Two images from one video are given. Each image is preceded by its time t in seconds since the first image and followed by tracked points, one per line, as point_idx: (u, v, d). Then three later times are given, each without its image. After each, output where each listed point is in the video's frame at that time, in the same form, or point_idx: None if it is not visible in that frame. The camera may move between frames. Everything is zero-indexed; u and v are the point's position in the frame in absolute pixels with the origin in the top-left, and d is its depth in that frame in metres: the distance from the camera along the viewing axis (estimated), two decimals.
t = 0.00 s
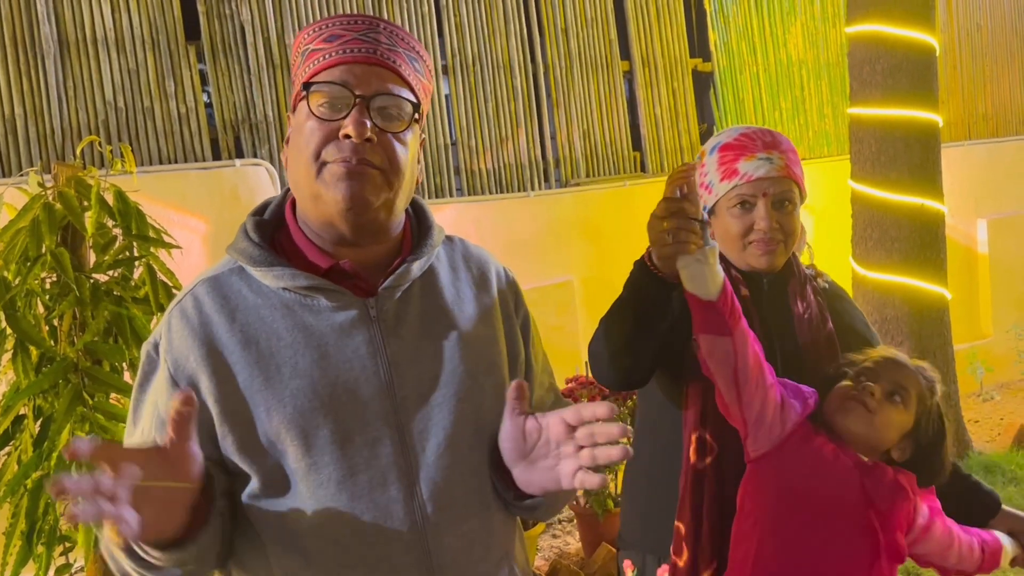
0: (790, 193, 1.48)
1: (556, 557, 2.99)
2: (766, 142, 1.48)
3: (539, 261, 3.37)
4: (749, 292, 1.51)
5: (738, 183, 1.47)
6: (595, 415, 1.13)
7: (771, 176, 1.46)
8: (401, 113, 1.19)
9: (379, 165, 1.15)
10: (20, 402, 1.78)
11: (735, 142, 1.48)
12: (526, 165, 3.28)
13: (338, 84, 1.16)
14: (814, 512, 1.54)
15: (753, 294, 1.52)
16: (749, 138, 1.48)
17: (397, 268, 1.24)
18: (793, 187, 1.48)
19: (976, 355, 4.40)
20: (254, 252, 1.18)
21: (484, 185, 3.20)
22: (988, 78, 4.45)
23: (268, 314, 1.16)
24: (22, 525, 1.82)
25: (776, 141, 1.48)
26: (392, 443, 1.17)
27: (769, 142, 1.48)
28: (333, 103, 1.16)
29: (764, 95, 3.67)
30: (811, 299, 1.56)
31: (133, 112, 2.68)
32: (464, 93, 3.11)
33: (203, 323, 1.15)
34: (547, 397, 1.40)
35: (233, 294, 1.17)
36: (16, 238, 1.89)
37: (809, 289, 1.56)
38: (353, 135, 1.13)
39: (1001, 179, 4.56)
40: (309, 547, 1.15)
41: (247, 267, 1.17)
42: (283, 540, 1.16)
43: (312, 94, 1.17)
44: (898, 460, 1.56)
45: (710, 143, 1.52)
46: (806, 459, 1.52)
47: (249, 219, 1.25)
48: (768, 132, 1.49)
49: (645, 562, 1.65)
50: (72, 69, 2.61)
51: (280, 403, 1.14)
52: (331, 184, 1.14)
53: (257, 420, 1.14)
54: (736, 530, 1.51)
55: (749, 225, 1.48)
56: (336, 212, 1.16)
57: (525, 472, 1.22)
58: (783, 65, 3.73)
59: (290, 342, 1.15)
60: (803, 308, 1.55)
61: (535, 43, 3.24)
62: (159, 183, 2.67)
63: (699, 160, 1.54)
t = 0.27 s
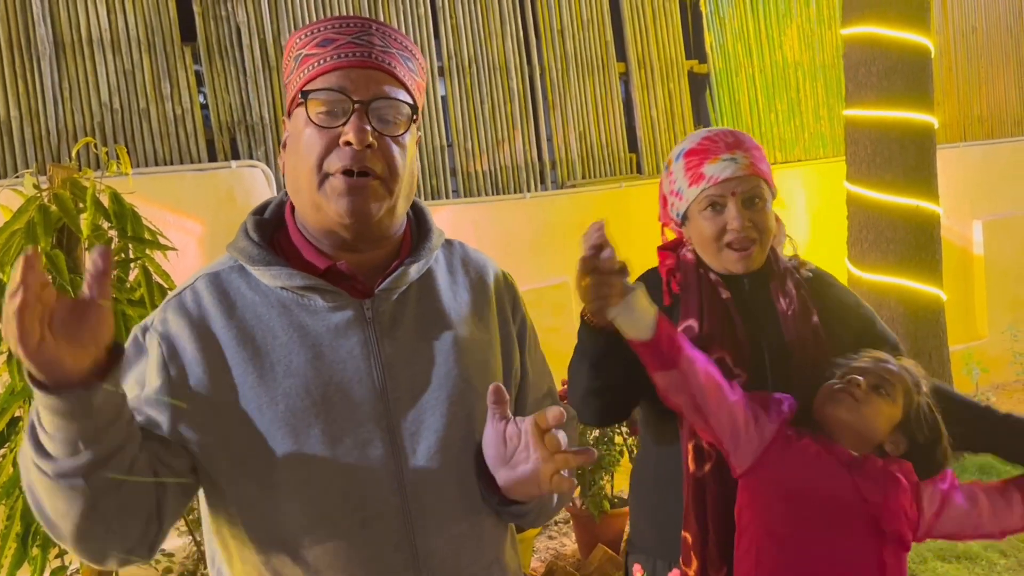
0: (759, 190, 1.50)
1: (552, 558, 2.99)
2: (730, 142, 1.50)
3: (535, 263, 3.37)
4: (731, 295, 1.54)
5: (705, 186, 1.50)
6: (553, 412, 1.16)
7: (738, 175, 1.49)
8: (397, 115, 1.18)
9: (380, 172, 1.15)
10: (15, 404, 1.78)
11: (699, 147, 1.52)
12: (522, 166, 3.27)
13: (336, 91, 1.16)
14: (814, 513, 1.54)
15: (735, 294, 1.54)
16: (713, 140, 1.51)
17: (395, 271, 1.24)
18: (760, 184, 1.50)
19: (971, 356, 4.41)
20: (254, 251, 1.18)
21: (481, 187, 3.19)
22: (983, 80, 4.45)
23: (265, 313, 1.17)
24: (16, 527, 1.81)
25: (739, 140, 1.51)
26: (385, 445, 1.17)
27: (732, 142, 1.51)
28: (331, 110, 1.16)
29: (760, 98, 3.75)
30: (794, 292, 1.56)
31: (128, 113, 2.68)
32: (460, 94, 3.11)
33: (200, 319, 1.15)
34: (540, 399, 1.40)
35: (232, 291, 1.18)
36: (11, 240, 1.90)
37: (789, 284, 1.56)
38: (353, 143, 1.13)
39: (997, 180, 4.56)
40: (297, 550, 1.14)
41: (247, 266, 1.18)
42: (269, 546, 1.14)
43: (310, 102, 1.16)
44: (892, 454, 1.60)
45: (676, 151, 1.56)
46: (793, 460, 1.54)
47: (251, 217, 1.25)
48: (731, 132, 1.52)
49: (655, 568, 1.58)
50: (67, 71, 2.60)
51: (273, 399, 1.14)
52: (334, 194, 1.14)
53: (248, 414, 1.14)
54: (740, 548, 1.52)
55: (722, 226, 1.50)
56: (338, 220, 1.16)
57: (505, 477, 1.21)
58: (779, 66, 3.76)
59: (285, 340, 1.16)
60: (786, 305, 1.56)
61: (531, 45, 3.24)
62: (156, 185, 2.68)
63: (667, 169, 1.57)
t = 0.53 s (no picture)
0: (709, 204, 1.50)
1: (548, 559, 2.99)
2: (676, 158, 1.51)
3: (531, 264, 3.37)
4: (686, 313, 1.54)
5: (655, 204, 1.51)
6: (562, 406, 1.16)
7: (686, 190, 1.49)
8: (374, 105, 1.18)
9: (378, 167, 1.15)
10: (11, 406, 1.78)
11: (648, 165, 1.53)
12: (519, 168, 3.27)
13: (310, 97, 1.13)
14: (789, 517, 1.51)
15: (690, 312, 1.54)
16: (659, 158, 1.52)
17: (386, 272, 1.23)
18: (710, 198, 1.50)
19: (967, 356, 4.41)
20: (244, 253, 1.18)
21: (478, 188, 3.19)
22: (978, 81, 4.47)
23: (256, 315, 1.16)
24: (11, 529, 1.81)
25: (686, 156, 1.52)
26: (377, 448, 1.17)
27: (680, 158, 1.52)
28: (311, 117, 1.14)
29: (756, 99, 3.76)
30: (748, 295, 1.51)
31: (124, 114, 2.67)
32: (456, 96, 3.11)
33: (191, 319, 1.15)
34: (532, 400, 1.40)
35: (225, 294, 1.18)
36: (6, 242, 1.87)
37: (741, 286, 1.52)
38: (348, 144, 1.12)
39: (992, 181, 4.57)
40: (288, 555, 1.14)
41: (237, 268, 1.18)
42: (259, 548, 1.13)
43: (290, 114, 1.13)
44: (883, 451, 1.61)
45: (628, 171, 1.58)
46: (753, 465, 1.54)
47: (241, 219, 1.26)
48: (679, 149, 1.53)
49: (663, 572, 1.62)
50: (63, 72, 2.60)
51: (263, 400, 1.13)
52: (337, 198, 1.12)
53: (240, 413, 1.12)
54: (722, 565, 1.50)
55: (674, 243, 1.50)
56: (342, 224, 1.13)
57: (508, 477, 1.24)
58: (774, 68, 3.78)
59: (276, 343, 1.15)
60: (738, 310, 1.51)
61: (527, 46, 3.24)
62: (152, 186, 2.67)
63: (620, 189, 1.59)
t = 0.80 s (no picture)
0: (680, 223, 1.54)
1: (544, 560, 2.99)
2: (649, 177, 1.57)
3: (527, 265, 3.37)
4: (655, 334, 1.59)
5: (627, 222, 1.56)
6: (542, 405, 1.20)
7: (658, 209, 1.54)
8: (341, 115, 1.18)
9: (337, 182, 1.15)
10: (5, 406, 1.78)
11: (623, 183, 1.59)
12: (515, 168, 3.26)
13: (271, 107, 1.16)
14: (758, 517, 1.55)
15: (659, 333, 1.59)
16: (634, 176, 1.58)
17: (369, 273, 1.23)
18: (681, 216, 1.54)
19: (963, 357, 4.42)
20: (223, 262, 1.19)
21: (474, 189, 3.18)
22: (974, 82, 4.47)
23: (239, 323, 1.16)
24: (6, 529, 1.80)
25: (660, 175, 1.57)
26: (369, 449, 1.17)
27: (653, 177, 1.57)
28: (273, 128, 1.16)
29: (752, 99, 3.76)
30: (706, 309, 1.52)
31: (119, 114, 2.67)
32: (452, 96, 3.11)
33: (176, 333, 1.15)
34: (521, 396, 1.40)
35: (205, 305, 1.18)
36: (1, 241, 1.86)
37: (704, 300, 1.53)
38: (301, 160, 1.13)
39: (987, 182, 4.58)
40: (282, 556, 1.14)
41: (217, 277, 1.18)
42: (257, 549, 1.14)
43: (249, 125, 1.17)
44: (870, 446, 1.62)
45: (605, 188, 1.64)
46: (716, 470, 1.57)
47: (219, 228, 1.26)
48: (654, 168, 1.58)
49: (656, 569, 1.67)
50: (58, 71, 2.59)
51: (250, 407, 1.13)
52: (292, 211, 1.14)
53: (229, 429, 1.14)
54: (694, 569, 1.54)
55: (648, 259, 1.54)
56: (303, 235, 1.16)
57: (494, 476, 1.22)
58: (770, 69, 3.79)
59: (261, 350, 1.15)
60: (699, 324, 1.52)
61: (524, 47, 3.24)
62: (149, 186, 2.67)
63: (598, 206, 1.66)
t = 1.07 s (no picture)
0: (688, 220, 1.54)
1: (540, 560, 2.98)
2: (660, 173, 1.56)
3: (523, 265, 3.37)
4: (655, 331, 1.60)
5: (635, 217, 1.55)
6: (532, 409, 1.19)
7: (666, 206, 1.53)
8: (332, 112, 1.18)
9: (328, 178, 1.15)
10: None
11: (633, 178, 1.58)
12: (512, 168, 3.26)
13: (262, 104, 1.15)
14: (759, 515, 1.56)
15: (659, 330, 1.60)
16: (645, 172, 1.58)
17: (359, 274, 1.23)
18: (690, 214, 1.54)
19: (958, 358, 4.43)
20: (212, 264, 1.18)
21: (471, 188, 3.18)
22: (970, 83, 4.48)
23: (228, 326, 1.16)
24: None
25: (671, 172, 1.56)
26: (363, 452, 1.17)
27: (663, 174, 1.56)
28: (264, 125, 1.16)
29: (748, 100, 3.76)
30: (705, 309, 1.53)
31: (115, 113, 2.66)
32: (449, 96, 3.11)
33: (164, 338, 1.15)
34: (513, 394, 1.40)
35: (193, 308, 1.17)
36: None
37: (704, 300, 1.53)
38: (293, 157, 1.12)
39: (983, 183, 4.58)
40: (277, 558, 1.14)
41: (205, 279, 1.17)
42: (252, 550, 1.15)
43: (240, 122, 1.16)
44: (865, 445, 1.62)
45: (616, 182, 1.63)
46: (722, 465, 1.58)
47: (206, 229, 1.25)
48: (665, 164, 1.58)
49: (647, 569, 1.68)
50: (53, 69, 2.58)
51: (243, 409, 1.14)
52: (283, 208, 1.14)
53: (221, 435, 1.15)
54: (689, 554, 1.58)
55: (652, 255, 1.54)
56: (293, 233, 1.15)
57: (489, 476, 1.22)
58: (766, 69, 3.79)
59: (251, 354, 1.15)
60: (697, 325, 1.53)
61: (520, 46, 3.24)
62: (143, 186, 2.67)
63: (608, 199, 1.65)
